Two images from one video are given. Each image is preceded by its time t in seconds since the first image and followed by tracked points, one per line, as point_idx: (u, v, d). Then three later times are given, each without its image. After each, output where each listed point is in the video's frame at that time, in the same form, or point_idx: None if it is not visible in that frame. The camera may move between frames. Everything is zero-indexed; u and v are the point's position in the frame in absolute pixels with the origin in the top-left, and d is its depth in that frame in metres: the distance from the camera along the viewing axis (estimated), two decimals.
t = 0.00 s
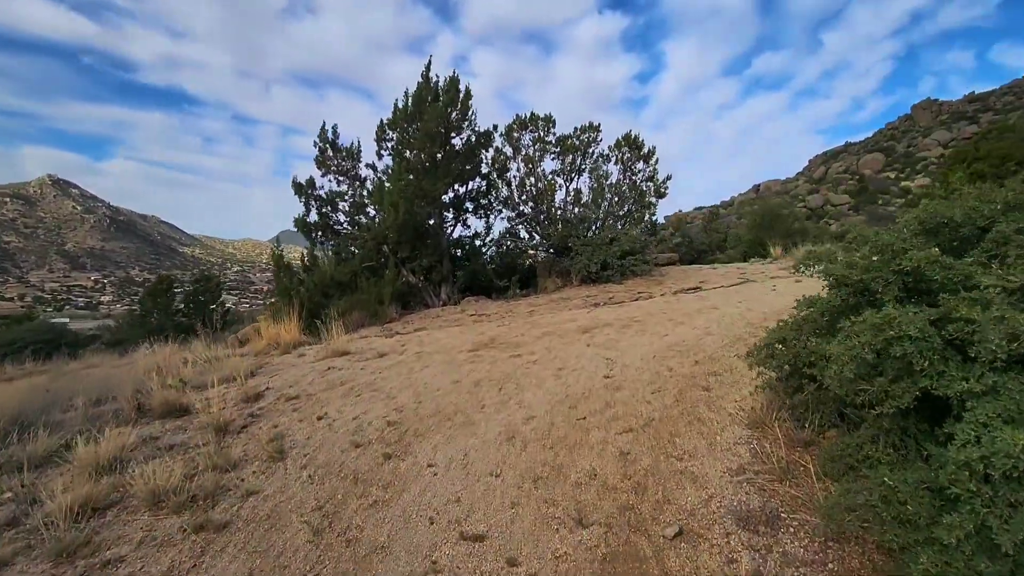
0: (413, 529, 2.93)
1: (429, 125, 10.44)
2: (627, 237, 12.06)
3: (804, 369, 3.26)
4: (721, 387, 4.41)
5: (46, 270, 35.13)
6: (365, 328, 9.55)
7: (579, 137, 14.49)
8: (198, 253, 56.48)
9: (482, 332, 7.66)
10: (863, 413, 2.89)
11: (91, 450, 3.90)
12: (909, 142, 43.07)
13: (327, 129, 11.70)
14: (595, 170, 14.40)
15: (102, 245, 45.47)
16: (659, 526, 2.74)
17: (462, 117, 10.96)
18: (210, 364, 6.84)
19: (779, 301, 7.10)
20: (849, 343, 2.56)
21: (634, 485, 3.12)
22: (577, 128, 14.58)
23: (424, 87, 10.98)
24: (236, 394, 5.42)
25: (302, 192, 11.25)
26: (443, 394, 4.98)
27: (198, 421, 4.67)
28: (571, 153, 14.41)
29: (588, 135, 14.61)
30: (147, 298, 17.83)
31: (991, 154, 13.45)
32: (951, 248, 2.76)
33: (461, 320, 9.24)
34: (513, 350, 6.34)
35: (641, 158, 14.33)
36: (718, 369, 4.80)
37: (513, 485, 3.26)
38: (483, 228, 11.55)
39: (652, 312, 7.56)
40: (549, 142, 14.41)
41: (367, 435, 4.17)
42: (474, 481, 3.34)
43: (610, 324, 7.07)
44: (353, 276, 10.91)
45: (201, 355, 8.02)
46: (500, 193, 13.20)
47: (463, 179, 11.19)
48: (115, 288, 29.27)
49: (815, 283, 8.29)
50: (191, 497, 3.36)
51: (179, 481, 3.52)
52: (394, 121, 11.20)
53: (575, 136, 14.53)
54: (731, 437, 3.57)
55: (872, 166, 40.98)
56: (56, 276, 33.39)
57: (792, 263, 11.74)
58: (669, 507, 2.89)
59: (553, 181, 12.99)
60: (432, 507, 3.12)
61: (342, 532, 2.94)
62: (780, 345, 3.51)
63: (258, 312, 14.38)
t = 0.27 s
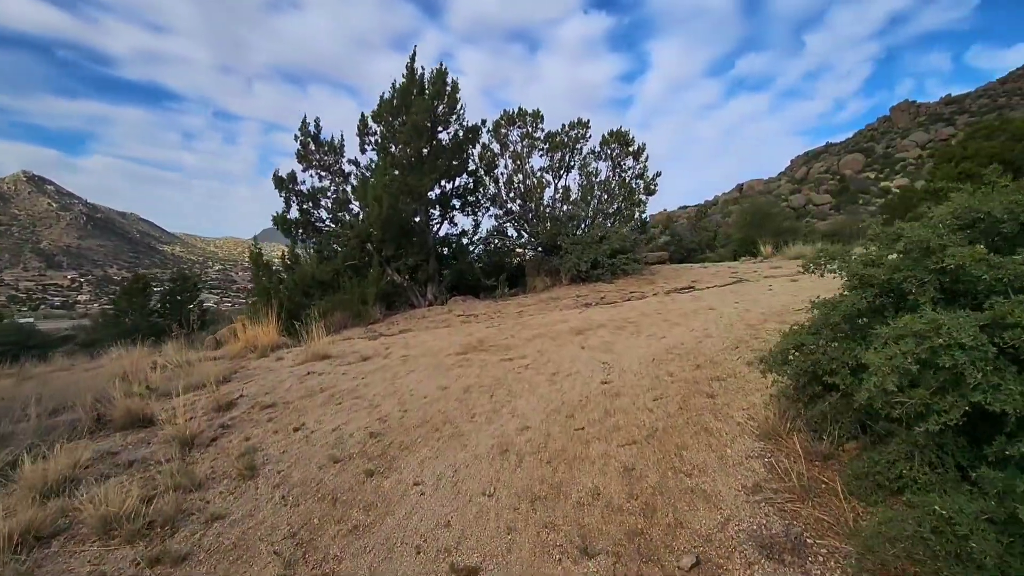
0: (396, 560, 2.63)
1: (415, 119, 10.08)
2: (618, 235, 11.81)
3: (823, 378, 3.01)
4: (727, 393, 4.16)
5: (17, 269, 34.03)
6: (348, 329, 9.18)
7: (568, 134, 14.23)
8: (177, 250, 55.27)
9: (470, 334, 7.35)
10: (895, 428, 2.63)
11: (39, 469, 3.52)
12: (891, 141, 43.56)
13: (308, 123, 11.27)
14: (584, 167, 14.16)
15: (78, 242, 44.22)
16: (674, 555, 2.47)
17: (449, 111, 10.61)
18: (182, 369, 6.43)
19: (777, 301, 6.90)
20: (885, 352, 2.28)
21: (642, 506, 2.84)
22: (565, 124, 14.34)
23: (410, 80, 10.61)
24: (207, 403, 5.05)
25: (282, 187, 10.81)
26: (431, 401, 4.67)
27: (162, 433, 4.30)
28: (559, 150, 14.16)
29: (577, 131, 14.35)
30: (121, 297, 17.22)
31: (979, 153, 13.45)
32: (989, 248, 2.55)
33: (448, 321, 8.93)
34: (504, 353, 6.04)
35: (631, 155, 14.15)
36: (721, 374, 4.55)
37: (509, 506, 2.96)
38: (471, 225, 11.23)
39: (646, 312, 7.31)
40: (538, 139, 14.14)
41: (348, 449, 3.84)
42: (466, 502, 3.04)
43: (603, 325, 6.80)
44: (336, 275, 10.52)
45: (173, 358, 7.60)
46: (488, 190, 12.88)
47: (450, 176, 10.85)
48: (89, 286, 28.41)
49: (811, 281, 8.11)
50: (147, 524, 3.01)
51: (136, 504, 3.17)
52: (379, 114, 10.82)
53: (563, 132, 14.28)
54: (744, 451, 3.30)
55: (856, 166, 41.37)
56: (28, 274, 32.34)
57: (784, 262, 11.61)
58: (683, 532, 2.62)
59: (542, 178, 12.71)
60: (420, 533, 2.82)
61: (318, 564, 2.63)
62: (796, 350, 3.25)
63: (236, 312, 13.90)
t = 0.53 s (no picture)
0: None
1: (400, 113, 9.70)
2: (609, 234, 11.53)
3: (849, 399, 2.74)
4: (733, 408, 3.88)
5: None
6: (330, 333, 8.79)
7: (557, 130, 13.93)
8: (157, 247, 54.00)
9: (457, 338, 7.01)
10: (935, 458, 2.37)
11: None
12: (875, 140, 43.94)
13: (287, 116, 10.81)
14: (573, 164, 13.88)
15: (52, 239, 42.94)
16: None
17: (435, 106, 10.23)
18: (148, 379, 6.02)
19: (776, 303, 6.65)
20: (937, 378, 2.02)
21: (652, 545, 2.55)
22: (554, 121, 14.04)
23: (394, 73, 10.21)
24: (172, 419, 4.67)
25: (259, 183, 10.34)
26: (416, 416, 4.34)
27: (119, 454, 3.92)
28: (548, 147, 13.86)
29: (566, 128, 14.06)
30: (93, 298, 16.55)
31: (969, 151, 13.41)
32: None
33: (434, 324, 8.58)
34: (493, 360, 5.71)
35: (621, 152, 13.92)
36: (726, 385, 4.27)
37: (501, 544, 2.65)
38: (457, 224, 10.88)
39: (641, 316, 7.03)
40: (526, 135, 13.82)
41: (323, 473, 3.50)
42: (454, 539, 2.72)
43: (597, 330, 6.50)
44: (317, 276, 10.11)
45: (141, 366, 7.16)
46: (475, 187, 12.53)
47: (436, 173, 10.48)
48: (62, 285, 27.49)
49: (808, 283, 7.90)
50: (90, 568, 2.65)
51: (78, 543, 2.80)
52: (361, 109, 10.40)
53: (552, 129, 13.99)
54: (759, 475, 3.02)
55: (840, 164, 41.66)
56: None
57: (776, 262, 11.43)
58: None
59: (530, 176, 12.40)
60: None
61: None
62: (815, 367, 2.98)
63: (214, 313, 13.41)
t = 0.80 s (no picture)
0: None
1: (384, 108, 9.36)
2: (598, 234, 11.31)
3: (876, 419, 2.55)
4: (740, 422, 3.67)
5: None
6: (311, 337, 8.45)
7: (545, 127, 13.69)
8: (133, 245, 52.64)
9: (445, 343, 6.74)
10: (977, 489, 2.16)
11: None
12: (856, 140, 44.46)
13: (266, 110, 10.39)
14: (561, 163, 13.65)
15: (23, 236, 41.65)
16: None
17: (420, 101, 9.90)
18: (114, 390, 5.64)
19: (774, 306, 6.48)
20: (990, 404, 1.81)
21: None
22: (542, 118, 13.79)
23: (377, 66, 9.85)
24: (139, 436, 4.35)
25: (237, 180, 9.92)
26: (402, 432, 4.06)
27: (76, 478, 3.60)
28: (536, 144, 13.61)
29: (554, 125, 13.83)
30: (63, 298, 15.91)
31: (956, 151, 13.45)
32: None
33: (419, 327, 8.27)
34: (483, 368, 5.45)
35: (609, 150, 13.74)
36: (730, 396, 4.06)
37: None
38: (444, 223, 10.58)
39: (635, 319, 6.82)
40: (514, 132, 13.56)
41: (301, 499, 3.22)
42: None
43: (590, 335, 6.27)
44: (297, 277, 9.75)
45: (109, 375, 6.76)
46: (462, 185, 12.23)
47: (422, 170, 10.16)
48: (34, 283, 26.61)
49: (803, 284, 7.76)
50: None
51: None
52: (344, 103, 10.03)
53: (540, 126, 13.74)
54: (775, 500, 2.80)
55: (823, 163, 42.09)
56: None
57: (766, 262, 11.32)
58: None
59: (518, 174, 12.13)
60: None
61: None
62: (837, 383, 2.78)
63: (191, 315, 12.95)
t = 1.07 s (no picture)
0: None
1: (368, 102, 9.00)
2: (588, 233, 11.08)
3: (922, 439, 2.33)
4: (755, 436, 3.44)
5: None
6: (292, 342, 8.08)
7: (533, 124, 13.43)
8: (106, 243, 51.18)
9: (434, 348, 6.43)
10: None
11: None
12: (836, 140, 45.05)
13: (243, 104, 9.95)
14: (549, 161, 13.41)
15: None
16: None
17: (406, 96, 9.55)
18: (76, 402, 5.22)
19: (773, 308, 6.30)
20: None
21: None
22: (529, 115, 13.53)
23: (361, 59, 9.48)
24: (101, 457, 3.99)
25: (212, 177, 9.47)
26: (391, 449, 3.75)
27: (28, 507, 3.25)
28: (523, 141, 13.34)
29: (542, 122, 13.58)
30: (29, 300, 15.20)
31: (941, 151, 13.51)
32: None
33: (406, 331, 7.94)
34: (475, 376, 5.16)
35: (597, 149, 13.55)
36: (741, 407, 3.84)
37: None
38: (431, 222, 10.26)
39: (631, 322, 6.58)
40: (501, 129, 13.27)
41: (280, 529, 2.90)
42: None
43: (586, 339, 6.01)
44: (277, 278, 9.35)
45: (73, 385, 6.32)
46: (448, 183, 11.90)
47: (407, 168, 9.82)
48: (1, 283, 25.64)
49: (799, 285, 7.61)
50: None
51: None
52: (325, 97, 9.63)
53: (527, 124, 13.48)
54: (804, 526, 2.56)
55: (804, 163, 42.55)
56: None
57: (757, 262, 11.20)
58: None
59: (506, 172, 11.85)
60: None
61: None
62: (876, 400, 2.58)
63: (166, 317, 12.43)
